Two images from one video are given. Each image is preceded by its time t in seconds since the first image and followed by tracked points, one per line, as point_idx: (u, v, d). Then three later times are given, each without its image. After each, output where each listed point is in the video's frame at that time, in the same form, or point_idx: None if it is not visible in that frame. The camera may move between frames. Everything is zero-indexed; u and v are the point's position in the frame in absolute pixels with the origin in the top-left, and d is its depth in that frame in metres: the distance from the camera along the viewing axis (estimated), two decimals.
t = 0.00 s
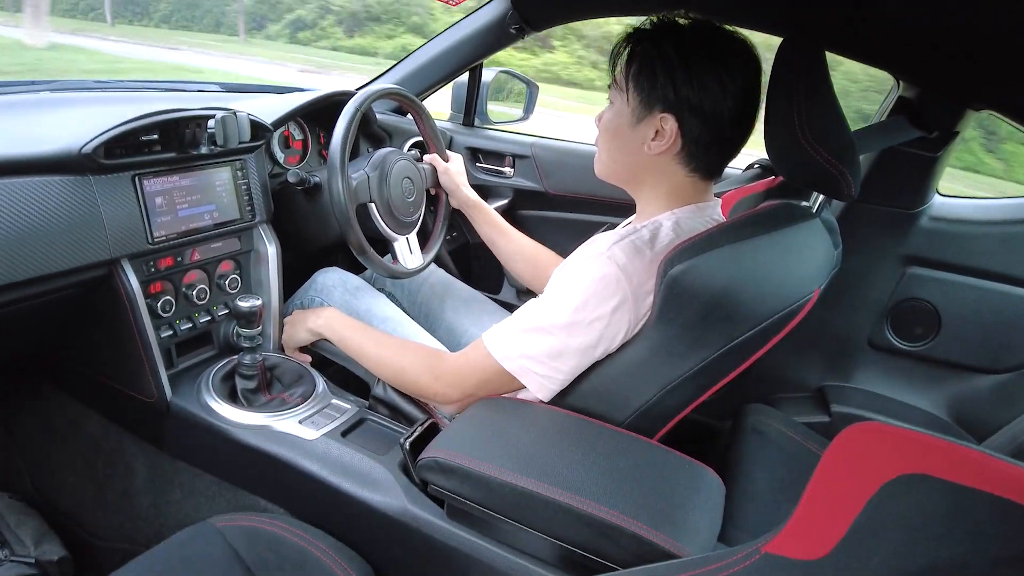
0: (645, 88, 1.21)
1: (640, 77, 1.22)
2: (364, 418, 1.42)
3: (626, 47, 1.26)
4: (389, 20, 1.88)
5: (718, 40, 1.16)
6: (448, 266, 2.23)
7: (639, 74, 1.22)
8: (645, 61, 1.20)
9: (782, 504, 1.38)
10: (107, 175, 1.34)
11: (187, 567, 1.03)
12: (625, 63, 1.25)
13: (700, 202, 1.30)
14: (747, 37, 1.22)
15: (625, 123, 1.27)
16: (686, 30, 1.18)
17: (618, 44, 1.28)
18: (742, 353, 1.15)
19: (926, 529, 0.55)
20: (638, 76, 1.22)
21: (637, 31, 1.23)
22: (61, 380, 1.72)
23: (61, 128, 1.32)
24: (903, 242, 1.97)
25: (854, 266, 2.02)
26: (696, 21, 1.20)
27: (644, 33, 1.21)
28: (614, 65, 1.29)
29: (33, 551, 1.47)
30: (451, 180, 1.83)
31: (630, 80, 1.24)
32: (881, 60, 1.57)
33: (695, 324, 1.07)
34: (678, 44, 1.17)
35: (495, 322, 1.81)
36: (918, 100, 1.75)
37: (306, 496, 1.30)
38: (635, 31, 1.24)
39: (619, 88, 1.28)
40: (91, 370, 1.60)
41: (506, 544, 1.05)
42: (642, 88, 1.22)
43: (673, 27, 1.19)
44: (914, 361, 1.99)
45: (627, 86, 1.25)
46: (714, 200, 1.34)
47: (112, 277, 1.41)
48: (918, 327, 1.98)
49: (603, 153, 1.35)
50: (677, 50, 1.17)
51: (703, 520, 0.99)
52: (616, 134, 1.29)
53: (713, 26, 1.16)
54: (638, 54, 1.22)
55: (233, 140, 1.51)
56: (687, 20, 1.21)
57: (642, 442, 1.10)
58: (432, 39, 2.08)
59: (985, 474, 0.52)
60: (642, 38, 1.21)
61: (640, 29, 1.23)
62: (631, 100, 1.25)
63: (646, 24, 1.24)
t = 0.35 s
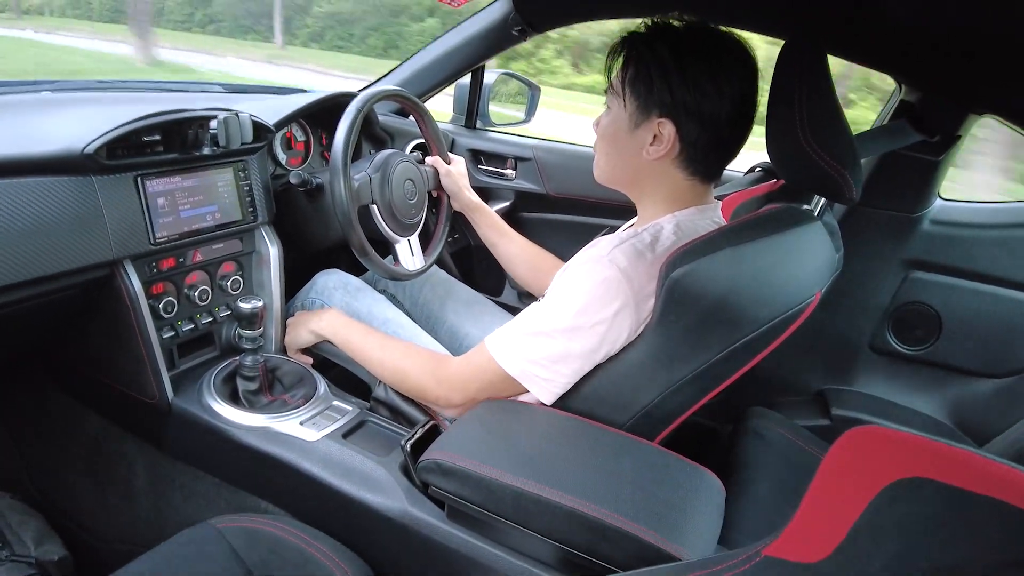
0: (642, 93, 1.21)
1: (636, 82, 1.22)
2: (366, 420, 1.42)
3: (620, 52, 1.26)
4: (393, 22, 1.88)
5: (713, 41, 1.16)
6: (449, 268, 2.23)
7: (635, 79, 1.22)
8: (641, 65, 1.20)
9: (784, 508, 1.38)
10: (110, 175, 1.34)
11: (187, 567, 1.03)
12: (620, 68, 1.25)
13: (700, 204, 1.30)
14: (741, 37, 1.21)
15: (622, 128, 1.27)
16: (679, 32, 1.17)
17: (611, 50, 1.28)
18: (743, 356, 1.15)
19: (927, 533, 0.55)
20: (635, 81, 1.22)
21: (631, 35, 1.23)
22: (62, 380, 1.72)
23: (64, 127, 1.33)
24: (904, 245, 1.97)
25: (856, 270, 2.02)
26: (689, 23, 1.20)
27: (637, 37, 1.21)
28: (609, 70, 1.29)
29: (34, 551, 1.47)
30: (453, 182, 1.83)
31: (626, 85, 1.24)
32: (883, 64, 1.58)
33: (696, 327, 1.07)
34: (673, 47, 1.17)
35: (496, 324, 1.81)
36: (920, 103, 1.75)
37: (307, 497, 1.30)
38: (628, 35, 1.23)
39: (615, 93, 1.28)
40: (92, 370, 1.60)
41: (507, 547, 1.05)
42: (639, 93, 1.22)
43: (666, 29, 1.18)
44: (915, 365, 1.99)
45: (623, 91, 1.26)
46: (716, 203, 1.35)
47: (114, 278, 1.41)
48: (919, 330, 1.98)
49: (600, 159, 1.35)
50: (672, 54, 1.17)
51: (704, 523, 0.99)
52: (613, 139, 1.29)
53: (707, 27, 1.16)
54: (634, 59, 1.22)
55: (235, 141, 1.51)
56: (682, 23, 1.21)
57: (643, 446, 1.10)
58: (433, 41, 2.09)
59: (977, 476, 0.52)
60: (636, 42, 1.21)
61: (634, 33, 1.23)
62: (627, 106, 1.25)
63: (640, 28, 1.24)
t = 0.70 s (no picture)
0: (643, 94, 1.21)
1: (638, 84, 1.22)
2: (366, 419, 1.42)
3: (622, 53, 1.25)
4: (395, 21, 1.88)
5: (716, 44, 1.15)
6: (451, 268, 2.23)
7: (638, 80, 1.22)
8: (642, 67, 1.20)
9: (785, 507, 1.38)
10: (111, 175, 1.34)
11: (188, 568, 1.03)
12: (622, 70, 1.25)
13: (701, 206, 1.30)
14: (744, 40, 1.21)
15: (624, 129, 1.27)
16: (681, 34, 1.17)
17: (614, 51, 1.28)
18: (745, 356, 1.15)
19: (929, 534, 0.54)
20: (637, 82, 1.22)
21: (633, 36, 1.22)
22: (62, 379, 1.72)
23: (65, 127, 1.33)
24: (906, 245, 1.96)
25: (857, 270, 2.02)
26: (691, 25, 1.19)
27: (639, 38, 1.21)
28: (612, 71, 1.29)
29: (35, 550, 1.47)
30: (454, 181, 1.82)
31: (628, 86, 1.24)
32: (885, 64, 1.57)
33: (698, 328, 1.06)
34: (675, 50, 1.16)
35: (497, 324, 1.81)
36: (922, 104, 1.76)
37: (307, 497, 1.30)
38: (630, 37, 1.23)
39: (616, 95, 1.28)
40: (93, 370, 1.60)
41: (507, 547, 1.04)
42: (640, 94, 1.22)
43: (668, 31, 1.18)
44: (917, 365, 1.98)
45: (625, 92, 1.25)
46: (718, 203, 1.34)
47: (115, 277, 1.41)
48: (921, 330, 1.97)
49: (602, 160, 1.34)
50: (674, 56, 1.17)
51: (706, 524, 0.99)
52: (615, 141, 1.29)
53: (709, 30, 1.16)
54: (635, 60, 1.21)
55: (237, 140, 1.51)
56: (684, 24, 1.21)
57: (644, 446, 1.10)
58: (434, 41, 2.08)
59: (982, 477, 0.52)
60: (637, 44, 1.21)
61: (637, 34, 1.23)
62: (629, 107, 1.25)
63: (643, 29, 1.23)
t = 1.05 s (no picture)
0: (642, 98, 1.21)
1: (637, 87, 1.22)
2: (367, 425, 1.42)
3: (622, 57, 1.26)
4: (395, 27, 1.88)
5: (714, 48, 1.16)
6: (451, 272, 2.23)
7: (637, 84, 1.22)
8: (641, 70, 1.20)
9: (786, 512, 1.38)
10: (112, 180, 1.35)
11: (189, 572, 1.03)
12: (622, 74, 1.25)
13: (700, 210, 1.30)
14: (744, 44, 1.22)
15: (624, 133, 1.27)
16: (680, 38, 1.18)
17: (613, 55, 1.28)
18: (746, 361, 1.15)
19: (930, 535, 0.54)
20: (636, 86, 1.22)
21: (633, 40, 1.23)
22: (63, 385, 1.72)
23: (67, 132, 1.33)
24: (907, 249, 1.96)
25: (858, 274, 2.02)
26: (690, 29, 1.20)
27: (639, 42, 1.21)
28: (611, 75, 1.29)
29: (35, 555, 1.47)
30: (455, 186, 1.82)
31: (627, 90, 1.24)
32: (885, 68, 1.58)
33: (698, 331, 1.06)
34: (674, 53, 1.17)
35: (498, 329, 1.81)
36: (922, 108, 1.76)
37: (307, 502, 1.30)
38: (630, 41, 1.23)
39: (616, 98, 1.28)
40: (93, 375, 1.60)
41: (508, 552, 1.04)
42: (639, 97, 1.22)
43: (667, 36, 1.19)
44: (918, 369, 1.98)
45: (624, 96, 1.25)
46: (717, 207, 1.34)
47: (116, 283, 1.41)
48: (922, 334, 1.97)
49: (601, 164, 1.34)
50: (673, 59, 1.17)
51: (707, 529, 0.99)
52: (614, 144, 1.29)
53: (707, 34, 1.17)
54: (635, 64, 1.22)
55: (238, 146, 1.51)
56: (683, 29, 1.21)
57: (645, 450, 1.10)
58: (435, 47, 2.09)
59: (990, 482, 0.51)
60: (637, 48, 1.21)
61: (637, 39, 1.23)
62: (628, 111, 1.25)
63: (642, 34, 1.24)
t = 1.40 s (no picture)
0: (650, 95, 1.21)
1: (644, 85, 1.22)
2: (369, 425, 1.42)
3: (631, 53, 1.25)
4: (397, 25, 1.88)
5: (723, 48, 1.16)
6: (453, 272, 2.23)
7: (644, 81, 1.21)
8: (650, 68, 1.20)
9: (789, 513, 1.37)
10: (112, 181, 1.35)
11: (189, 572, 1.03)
12: (629, 70, 1.25)
13: (704, 210, 1.30)
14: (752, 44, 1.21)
15: (629, 130, 1.27)
16: (690, 37, 1.18)
17: (622, 50, 1.28)
18: (749, 360, 1.14)
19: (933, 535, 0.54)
20: (643, 83, 1.21)
21: (642, 37, 1.22)
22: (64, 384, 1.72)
23: (68, 132, 1.33)
24: (910, 249, 1.96)
25: (862, 274, 2.01)
26: (700, 28, 1.20)
27: (648, 39, 1.21)
28: (619, 71, 1.29)
29: (36, 555, 1.47)
30: (456, 185, 1.82)
31: (635, 87, 1.23)
32: (888, 67, 1.57)
33: (700, 331, 1.06)
34: (682, 51, 1.17)
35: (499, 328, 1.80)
36: (924, 106, 1.75)
37: (309, 502, 1.29)
38: (639, 38, 1.23)
39: (623, 94, 1.28)
40: (95, 375, 1.60)
41: (510, 552, 1.04)
42: (647, 95, 1.21)
43: (677, 34, 1.19)
44: (922, 369, 1.97)
45: (631, 93, 1.25)
46: (720, 206, 1.34)
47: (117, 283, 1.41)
48: (925, 334, 1.97)
49: (606, 160, 1.34)
50: (680, 57, 1.17)
51: (711, 529, 0.98)
52: (619, 142, 1.29)
53: (717, 33, 1.17)
54: (643, 61, 1.21)
55: (238, 146, 1.50)
56: (693, 27, 1.21)
57: (648, 450, 1.10)
58: (436, 46, 2.09)
59: (990, 481, 0.51)
60: (646, 44, 1.21)
61: (645, 35, 1.23)
62: (635, 107, 1.24)
63: (651, 31, 1.24)
